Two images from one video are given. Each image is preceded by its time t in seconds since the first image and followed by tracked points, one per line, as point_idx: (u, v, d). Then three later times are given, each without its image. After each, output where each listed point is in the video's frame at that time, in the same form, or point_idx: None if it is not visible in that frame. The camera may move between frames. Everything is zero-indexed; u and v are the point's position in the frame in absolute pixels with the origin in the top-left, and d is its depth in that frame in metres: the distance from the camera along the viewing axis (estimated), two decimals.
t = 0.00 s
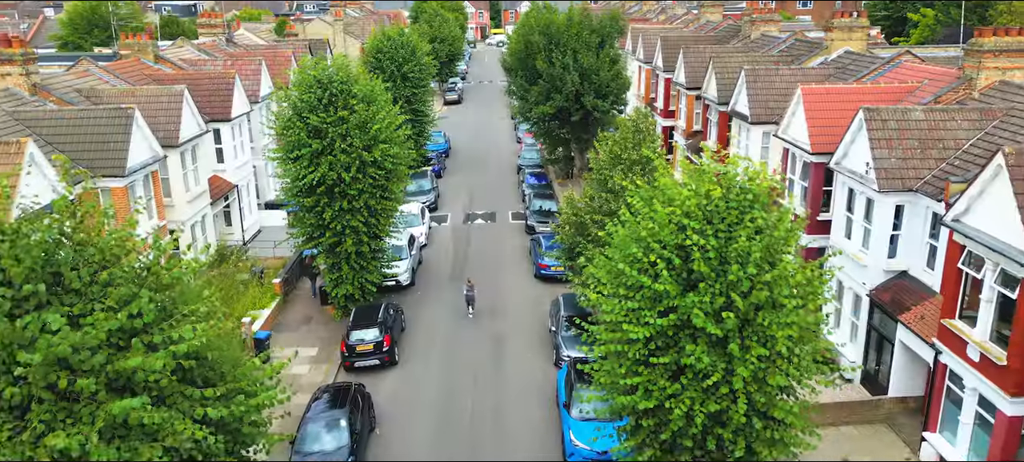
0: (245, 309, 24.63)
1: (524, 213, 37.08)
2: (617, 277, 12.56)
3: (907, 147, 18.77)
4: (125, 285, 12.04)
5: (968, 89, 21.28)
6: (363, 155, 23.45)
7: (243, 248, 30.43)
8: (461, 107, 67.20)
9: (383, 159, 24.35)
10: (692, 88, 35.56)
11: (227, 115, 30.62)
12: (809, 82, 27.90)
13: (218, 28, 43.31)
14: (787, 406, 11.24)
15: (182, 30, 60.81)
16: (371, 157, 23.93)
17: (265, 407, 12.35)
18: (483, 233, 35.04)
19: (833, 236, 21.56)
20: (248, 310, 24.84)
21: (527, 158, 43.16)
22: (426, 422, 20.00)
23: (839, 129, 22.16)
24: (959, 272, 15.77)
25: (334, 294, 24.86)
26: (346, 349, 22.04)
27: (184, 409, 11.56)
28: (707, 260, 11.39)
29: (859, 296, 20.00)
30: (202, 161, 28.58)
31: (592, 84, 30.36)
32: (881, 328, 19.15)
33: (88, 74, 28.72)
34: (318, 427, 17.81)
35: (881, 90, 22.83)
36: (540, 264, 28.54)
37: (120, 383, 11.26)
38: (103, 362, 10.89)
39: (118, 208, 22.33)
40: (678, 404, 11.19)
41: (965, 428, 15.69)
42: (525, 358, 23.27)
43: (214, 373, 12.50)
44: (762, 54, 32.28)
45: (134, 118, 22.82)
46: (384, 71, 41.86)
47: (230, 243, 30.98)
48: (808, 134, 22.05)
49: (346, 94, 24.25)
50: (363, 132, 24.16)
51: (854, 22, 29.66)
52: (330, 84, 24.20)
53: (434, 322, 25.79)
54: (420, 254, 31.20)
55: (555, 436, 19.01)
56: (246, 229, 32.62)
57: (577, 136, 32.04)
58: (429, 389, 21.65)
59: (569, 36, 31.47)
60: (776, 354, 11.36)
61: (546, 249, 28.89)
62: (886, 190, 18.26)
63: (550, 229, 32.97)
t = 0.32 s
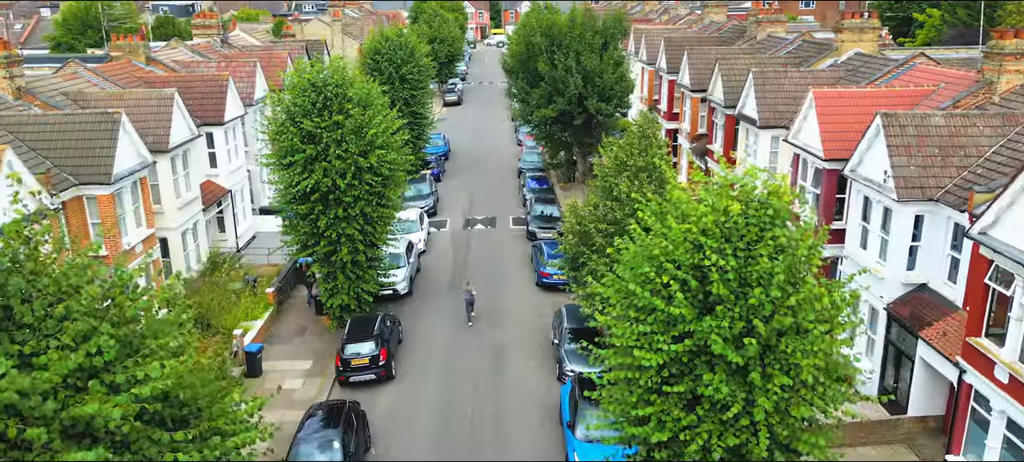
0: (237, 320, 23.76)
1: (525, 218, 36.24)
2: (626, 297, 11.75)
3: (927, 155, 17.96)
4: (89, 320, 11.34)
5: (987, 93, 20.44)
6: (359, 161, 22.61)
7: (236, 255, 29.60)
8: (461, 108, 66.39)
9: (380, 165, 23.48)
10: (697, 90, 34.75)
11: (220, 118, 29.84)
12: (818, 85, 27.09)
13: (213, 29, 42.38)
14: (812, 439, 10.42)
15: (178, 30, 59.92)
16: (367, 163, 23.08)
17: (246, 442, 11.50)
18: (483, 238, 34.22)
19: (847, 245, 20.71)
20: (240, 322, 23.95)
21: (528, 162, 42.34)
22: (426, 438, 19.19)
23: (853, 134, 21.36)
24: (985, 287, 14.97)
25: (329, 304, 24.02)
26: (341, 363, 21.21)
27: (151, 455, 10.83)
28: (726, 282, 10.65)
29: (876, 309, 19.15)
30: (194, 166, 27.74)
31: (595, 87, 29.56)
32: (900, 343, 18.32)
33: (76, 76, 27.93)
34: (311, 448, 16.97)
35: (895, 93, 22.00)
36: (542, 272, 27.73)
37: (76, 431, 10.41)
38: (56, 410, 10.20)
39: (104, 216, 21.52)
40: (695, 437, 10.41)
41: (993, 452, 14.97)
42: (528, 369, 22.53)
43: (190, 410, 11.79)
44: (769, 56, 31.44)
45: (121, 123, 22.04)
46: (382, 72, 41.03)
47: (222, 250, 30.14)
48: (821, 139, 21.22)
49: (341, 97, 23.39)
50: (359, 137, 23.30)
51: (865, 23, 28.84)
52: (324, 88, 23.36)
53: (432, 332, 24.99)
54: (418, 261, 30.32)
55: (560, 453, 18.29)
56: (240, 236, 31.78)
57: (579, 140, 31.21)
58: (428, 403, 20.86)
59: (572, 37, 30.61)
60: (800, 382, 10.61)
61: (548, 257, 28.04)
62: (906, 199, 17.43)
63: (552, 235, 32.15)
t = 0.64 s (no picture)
0: (227, 332, 22.91)
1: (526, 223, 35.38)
2: (638, 321, 11.00)
3: (948, 163, 17.13)
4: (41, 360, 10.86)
5: (1010, 98, 19.51)
6: (354, 167, 21.75)
7: (229, 263, 28.76)
8: (460, 110, 65.57)
9: (376, 171, 22.60)
10: (702, 93, 33.92)
11: (213, 122, 29.02)
12: (829, 88, 26.22)
13: (208, 30, 41.57)
14: None
15: (173, 31, 59.15)
16: (362, 169, 22.21)
17: None
18: (483, 245, 33.36)
19: (863, 255, 19.86)
20: (231, 334, 23.11)
21: (529, 165, 41.53)
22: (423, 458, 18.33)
23: (868, 139, 20.52)
24: (1015, 306, 14.16)
25: (324, 315, 23.17)
26: (335, 378, 20.38)
27: None
28: (748, 308, 9.95)
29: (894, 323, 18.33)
30: (185, 172, 26.90)
31: (599, 90, 28.70)
32: (920, 359, 17.52)
33: (63, 79, 27.13)
34: None
35: (912, 98, 21.16)
36: (543, 281, 26.90)
37: None
38: None
39: (88, 225, 20.71)
40: None
41: None
42: (529, 383, 21.69)
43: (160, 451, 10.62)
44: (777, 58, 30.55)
45: (106, 128, 21.23)
46: (379, 74, 40.16)
47: (215, 258, 29.29)
48: (835, 145, 20.37)
49: (336, 101, 22.56)
50: (354, 142, 22.42)
51: (877, 24, 28.01)
52: (319, 91, 22.52)
53: (430, 345, 24.06)
54: (416, 269, 29.36)
55: None
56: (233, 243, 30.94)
57: (582, 145, 30.27)
58: (424, 420, 19.95)
59: (575, 38, 29.69)
60: (829, 417, 9.96)
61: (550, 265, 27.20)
62: (927, 210, 16.58)
63: (554, 242, 31.30)
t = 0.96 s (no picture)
0: (216, 346, 22.03)
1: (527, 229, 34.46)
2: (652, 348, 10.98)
3: (973, 172, 16.26)
4: None
5: None
6: (349, 174, 20.89)
7: (221, 271, 27.92)
8: (460, 111, 64.68)
9: (372, 178, 21.72)
10: (707, 95, 32.93)
11: (204, 126, 28.19)
12: (840, 91, 25.37)
13: (202, 30, 40.62)
14: None
15: (169, 31, 58.19)
16: (357, 176, 21.36)
17: None
18: (483, 251, 32.48)
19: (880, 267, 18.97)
20: (221, 347, 22.25)
21: (531, 168, 40.70)
22: None
23: (884, 145, 19.70)
24: None
25: (317, 328, 22.29)
26: (327, 395, 19.52)
27: None
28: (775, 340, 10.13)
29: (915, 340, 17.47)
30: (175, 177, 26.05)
31: (603, 93, 27.77)
32: (943, 378, 16.67)
33: (49, 82, 26.28)
34: None
35: (929, 103, 20.32)
36: (546, 291, 26.02)
37: None
38: None
39: (70, 235, 19.87)
40: None
41: None
42: (531, 397, 20.88)
43: None
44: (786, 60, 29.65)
45: (90, 134, 20.35)
46: (377, 76, 39.27)
47: (206, 266, 28.44)
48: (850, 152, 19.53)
49: (330, 106, 21.72)
50: (349, 148, 21.54)
51: (890, 25, 27.12)
52: (312, 95, 21.67)
53: (428, 357, 23.21)
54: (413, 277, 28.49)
55: None
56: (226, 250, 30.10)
57: (585, 149, 29.45)
58: (421, 437, 19.10)
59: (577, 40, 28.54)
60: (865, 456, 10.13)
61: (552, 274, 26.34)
62: (951, 222, 15.71)
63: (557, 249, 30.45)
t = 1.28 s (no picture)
0: (204, 361, 21.11)
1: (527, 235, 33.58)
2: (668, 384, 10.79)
3: (1001, 183, 15.38)
4: None
5: None
6: (343, 183, 19.98)
7: (212, 280, 27.04)
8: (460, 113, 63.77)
9: (366, 187, 20.81)
10: (713, 98, 32.21)
11: (195, 130, 27.30)
12: (852, 94, 24.46)
13: (194, 31, 39.66)
14: None
15: (164, 32, 57.25)
16: (351, 185, 20.46)
17: None
18: (482, 258, 31.55)
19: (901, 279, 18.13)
20: (209, 362, 21.33)
21: (531, 172, 39.87)
22: None
23: (901, 152, 18.87)
24: None
25: (310, 342, 21.40)
26: (320, 415, 18.66)
27: None
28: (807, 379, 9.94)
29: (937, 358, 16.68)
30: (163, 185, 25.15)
31: (606, 98, 26.31)
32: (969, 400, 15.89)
33: (32, 85, 25.36)
34: None
35: (950, 109, 19.44)
36: (547, 302, 25.09)
37: None
38: None
39: (50, 247, 18.97)
40: None
41: None
42: (533, 414, 19.99)
43: None
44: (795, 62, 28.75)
45: (71, 140, 19.45)
46: (374, 78, 38.36)
47: (197, 275, 27.57)
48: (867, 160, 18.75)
49: (323, 111, 20.79)
50: (342, 155, 20.62)
51: (904, 26, 26.19)
52: (303, 100, 20.74)
53: (425, 372, 22.26)
54: (410, 287, 27.52)
55: None
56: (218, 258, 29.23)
57: (588, 155, 28.10)
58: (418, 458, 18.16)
59: (580, 42, 27.12)
60: None
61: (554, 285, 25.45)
62: (978, 236, 14.85)
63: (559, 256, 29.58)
